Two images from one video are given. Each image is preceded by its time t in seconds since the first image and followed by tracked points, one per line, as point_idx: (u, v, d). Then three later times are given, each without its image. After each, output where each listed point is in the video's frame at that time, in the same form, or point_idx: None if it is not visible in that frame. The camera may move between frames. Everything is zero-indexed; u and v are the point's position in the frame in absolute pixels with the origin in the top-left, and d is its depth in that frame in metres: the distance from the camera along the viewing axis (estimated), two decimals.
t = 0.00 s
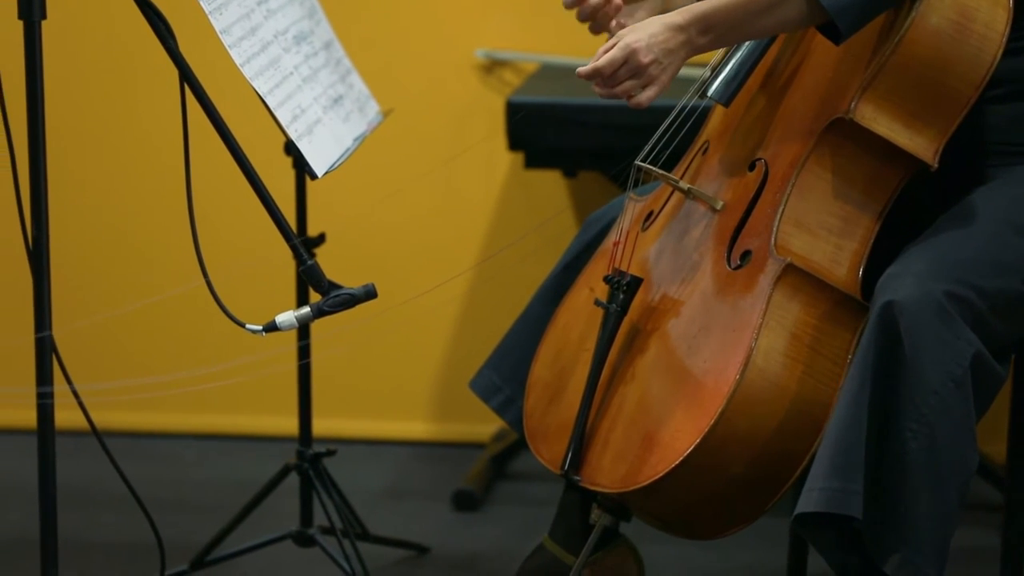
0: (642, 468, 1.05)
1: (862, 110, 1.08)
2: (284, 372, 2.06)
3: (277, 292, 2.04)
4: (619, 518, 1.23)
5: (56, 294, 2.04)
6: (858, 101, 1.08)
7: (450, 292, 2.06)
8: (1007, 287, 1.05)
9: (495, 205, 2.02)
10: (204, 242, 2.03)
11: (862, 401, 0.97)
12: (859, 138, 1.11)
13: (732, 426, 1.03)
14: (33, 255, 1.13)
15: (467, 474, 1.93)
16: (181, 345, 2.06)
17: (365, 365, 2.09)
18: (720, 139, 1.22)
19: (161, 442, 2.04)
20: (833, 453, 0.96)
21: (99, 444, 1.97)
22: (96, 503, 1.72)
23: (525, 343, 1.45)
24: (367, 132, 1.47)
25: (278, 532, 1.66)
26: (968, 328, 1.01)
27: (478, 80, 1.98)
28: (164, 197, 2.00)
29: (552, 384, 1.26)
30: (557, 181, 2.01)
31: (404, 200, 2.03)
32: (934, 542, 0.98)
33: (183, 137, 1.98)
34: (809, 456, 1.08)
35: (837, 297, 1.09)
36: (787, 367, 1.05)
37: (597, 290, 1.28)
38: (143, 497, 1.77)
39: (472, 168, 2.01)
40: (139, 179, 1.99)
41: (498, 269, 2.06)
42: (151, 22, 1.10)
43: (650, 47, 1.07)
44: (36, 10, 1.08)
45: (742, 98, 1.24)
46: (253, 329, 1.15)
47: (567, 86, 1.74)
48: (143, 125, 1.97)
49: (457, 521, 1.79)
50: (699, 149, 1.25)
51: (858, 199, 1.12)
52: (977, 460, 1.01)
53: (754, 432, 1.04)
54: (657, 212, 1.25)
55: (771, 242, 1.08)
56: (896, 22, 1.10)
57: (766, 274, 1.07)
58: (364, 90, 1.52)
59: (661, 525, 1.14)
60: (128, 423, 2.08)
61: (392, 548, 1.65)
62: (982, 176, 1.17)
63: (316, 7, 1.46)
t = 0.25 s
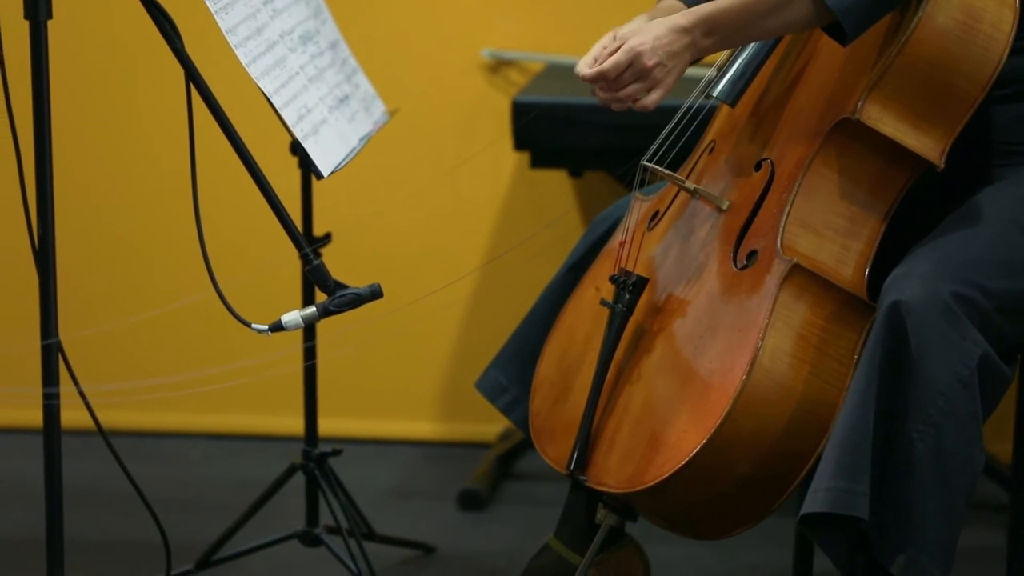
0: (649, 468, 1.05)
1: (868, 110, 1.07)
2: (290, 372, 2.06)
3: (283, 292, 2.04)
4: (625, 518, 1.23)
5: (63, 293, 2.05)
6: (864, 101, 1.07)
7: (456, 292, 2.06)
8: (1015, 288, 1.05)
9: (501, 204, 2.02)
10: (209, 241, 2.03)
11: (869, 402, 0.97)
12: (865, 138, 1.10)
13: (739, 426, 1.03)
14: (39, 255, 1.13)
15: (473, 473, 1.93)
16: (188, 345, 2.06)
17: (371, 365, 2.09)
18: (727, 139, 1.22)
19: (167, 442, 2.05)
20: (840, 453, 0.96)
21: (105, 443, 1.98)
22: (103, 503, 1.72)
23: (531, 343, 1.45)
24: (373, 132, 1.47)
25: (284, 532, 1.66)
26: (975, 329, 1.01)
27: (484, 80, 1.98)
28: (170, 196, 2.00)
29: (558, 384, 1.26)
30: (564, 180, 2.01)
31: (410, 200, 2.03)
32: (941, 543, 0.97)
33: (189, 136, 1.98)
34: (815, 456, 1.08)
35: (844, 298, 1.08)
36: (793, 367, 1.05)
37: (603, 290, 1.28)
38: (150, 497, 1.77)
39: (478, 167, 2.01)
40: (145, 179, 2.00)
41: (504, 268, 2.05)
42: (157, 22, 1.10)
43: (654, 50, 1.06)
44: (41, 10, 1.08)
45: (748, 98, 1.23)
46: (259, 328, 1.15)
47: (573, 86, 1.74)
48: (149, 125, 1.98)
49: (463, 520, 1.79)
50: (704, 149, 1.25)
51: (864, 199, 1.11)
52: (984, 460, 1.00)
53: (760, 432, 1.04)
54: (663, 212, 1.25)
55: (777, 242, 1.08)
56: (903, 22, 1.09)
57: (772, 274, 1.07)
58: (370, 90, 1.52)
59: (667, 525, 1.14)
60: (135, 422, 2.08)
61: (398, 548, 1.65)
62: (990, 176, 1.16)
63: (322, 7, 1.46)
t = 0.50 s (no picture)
0: (657, 468, 1.05)
1: (876, 109, 1.06)
2: (298, 371, 2.06)
3: (291, 291, 2.05)
4: (632, 518, 1.23)
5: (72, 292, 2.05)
6: (872, 100, 1.06)
7: (464, 291, 2.06)
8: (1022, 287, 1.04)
9: (509, 204, 2.02)
10: (217, 240, 2.04)
11: (878, 402, 0.96)
12: (873, 138, 1.10)
13: (747, 426, 1.02)
14: (48, 255, 1.13)
15: (481, 473, 1.93)
16: (196, 344, 2.06)
17: (379, 365, 2.09)
18: (734, 138, 1.21)
19: (175, 441, 2.05)
20: (848, 453, 0.95)
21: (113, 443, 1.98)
22: (111, 503, 1.73)
23: (539, 343, 1.45)
24: (381, 131, 1.47)
25: (292, 531, 1.66)
26: (983, 329, 1.00)
27: (492, 79, 1.97)
28: (179, 195, 2.00)
29: (566, 383, 1.26)
30: (571, 180, 2.00)
31: (418, 199, 2.03)
32: (949, 543, 0.97)
33: (197, 136, 1.98)
34: (822, 456, 1.07)
35: (852, 298, 1.08)
36: (801, 367, 1.05)
37: (610, 289, 1.28)
38: (157, 497, 1.77)
39: (486, 167, 2.01)
40: (154, 178, 2.00)
41: (512, 268, 2.05)
42: (165, 22, 1.10)
43: (659, 49, 1.06)
44: (50, 10, 1.08)
45: (755, 98, 1.22)
46: (267, 328, 1.15)
47: (582, 86, 1.74)
48: (158, 124, 1.98)
49: (471, 520, 1.79)
50: (711, 148, 1.25)
51: (872, 199, 1.11)
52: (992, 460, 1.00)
53: (768, 432, 1.03)
54: (670, 211, 1.24)
55: (785, 242, 1.08)
56: (910, 22, 1.09)
57: (780, 274, 1.06)
58: (378, 89, 1.52)
59: (674, 525, 1.14)
60: (143, 421, 2.08)
61: (406, 547, 1.65)
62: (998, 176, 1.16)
63: (330, 7, 1.46)
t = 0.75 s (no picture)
0: (664, 468, 1.05)
1: (883, 109, 1.06)
2: (305, 371, 2.06)
3: (298, 291, 2.05)
4: (638, 518, 1.24)
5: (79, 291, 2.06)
6: (879, 101, 1.06)
7: (470, 291, 2.06)
8: None
9: (516, 204, 2.02)
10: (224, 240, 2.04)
11: (885, 402, 0.96)
12: (880, 138, 1.09)
13: (754, 426, 1.02)
14: (55, 254, 1.14)
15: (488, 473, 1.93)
16: (204, 343, 2.07)
17: (386, 364, 2.09)
18: (740, 137, 1.20)
19: (182, 441, 2.05)
20: (855, 454, 0.95)
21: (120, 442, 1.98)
22: (117, 502, 1.73)
23: (545, 343, 1.45)
24: (388, 131, 1.47)
25: (298, 531, 1.66)
26: (990, 329, 1.00)
27: (498, 79, 1.97)
28: (187, 195, 2.01)
29: (572, 381, 1.26)
30: (578, 180, 2.00)
31: (425, 199, 2.03)
32: (956, 543, 0.97)
33: (204, 135, 1.99)
34: (829, 456, 1.07)
35: (859, 298, 1.08)
36: (808, 367, 1.05)
37: (616, 289, 1.28)
38: (164, 496, 1.78)
39: (493, 167, 2.01)
40: (161, 178, 2.01)
41: (519, 267, 2.05)
42: (172, 21, 1.10)
43: (661, 47, 1.06)
44: (57, 10, 1.08)
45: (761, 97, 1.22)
46: (274, 327, 1.15)
47: (588, 86, 1.74)
48: (166, 124, 1.98)
49: (478, 519, 1.79)
50: (718, 147, 1.24)
51: (879, 199, 1.10)
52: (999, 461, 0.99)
53: (775, 432, 1.03)
54: (676, 210, 1.24)
55: (792, 242, 1.07)
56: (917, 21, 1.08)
57: (787, 274, 1.06)
58: (385, 89, 1.52)
59: (681, 524, 1.14)
60: (151, 420, 2.08)
61: (413, 546, 1.65)
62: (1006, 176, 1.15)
63: (337, 6, 1.46)
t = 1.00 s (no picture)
0: (672, 468, 1.05)
1: (891, 109, 1.06)
2: (314, 370, 2.07)
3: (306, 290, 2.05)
4: (646, 516, 1.23)
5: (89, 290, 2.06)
6: (887, 100, 1.06)
7: (479, 291, 2.06)
8: None
9: (524, 203, 2.02)
10: (233, 240, 2.04)
11: (893, 401, 0.96)
12: (888, 137, 1.09)
13: (762, 426, 1.02)
14: (63, 254, 1.14)
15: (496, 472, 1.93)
16: (214, 342, 2.07)
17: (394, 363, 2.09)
18: (748, 136, 1.20)
19: (191, 439, 2.06)
20: (862, 453, 0.95)
21: (128, 442, 1.99)
22: (126, 501, 1.73)
23: (553, 342, 1.45)
24: (397, 130, 1.47)
25: (306, 530, 1.66)
26: (998, 329, 0.99)
27: (507, 78, 1.97)
28: (195, 194, 2.01)
29: (580, 380, 1.26)
30: (587, 179, 2.00)
31: (433, 198, 2.03)
32: (963, 543, 0.96)
33: (213, 135, 1.99)
34: (838, 456, 1.07)
35: (867, 298, 1.07)
36: (816, 367, 1.04)
37: (624, 288, 1.28)
38: (172, 494, 1.78)
39: (501, 166, 2.01)
40: (170, 178, 2.01)
41: (527, 267, 2.05)
42: (180, 21, 1.10)
43: (661, 38, 1.05)
44: (65, 10, 1.09)
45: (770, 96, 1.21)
46: (282, 327, 1.15)
47: (597, 85, 1.73)
48: (175, 123, 1.99)
49: (486, 518, 1.79)
50: (725, 146, 1.24)
51: (886, 198, 1.10)
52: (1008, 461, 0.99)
53: (783, 432, 1.03)
54: (684, 209, 1.24)
55: (800, 242, 1.07)
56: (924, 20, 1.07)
57: (795, 274, 1.06)
58: (393, 88, 1.52)
59: (689, 523, 1.13)
60: (159, 419, 2.09)
61: (421, 546, 1.65)
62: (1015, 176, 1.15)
63: (345, 6, 1.46)
